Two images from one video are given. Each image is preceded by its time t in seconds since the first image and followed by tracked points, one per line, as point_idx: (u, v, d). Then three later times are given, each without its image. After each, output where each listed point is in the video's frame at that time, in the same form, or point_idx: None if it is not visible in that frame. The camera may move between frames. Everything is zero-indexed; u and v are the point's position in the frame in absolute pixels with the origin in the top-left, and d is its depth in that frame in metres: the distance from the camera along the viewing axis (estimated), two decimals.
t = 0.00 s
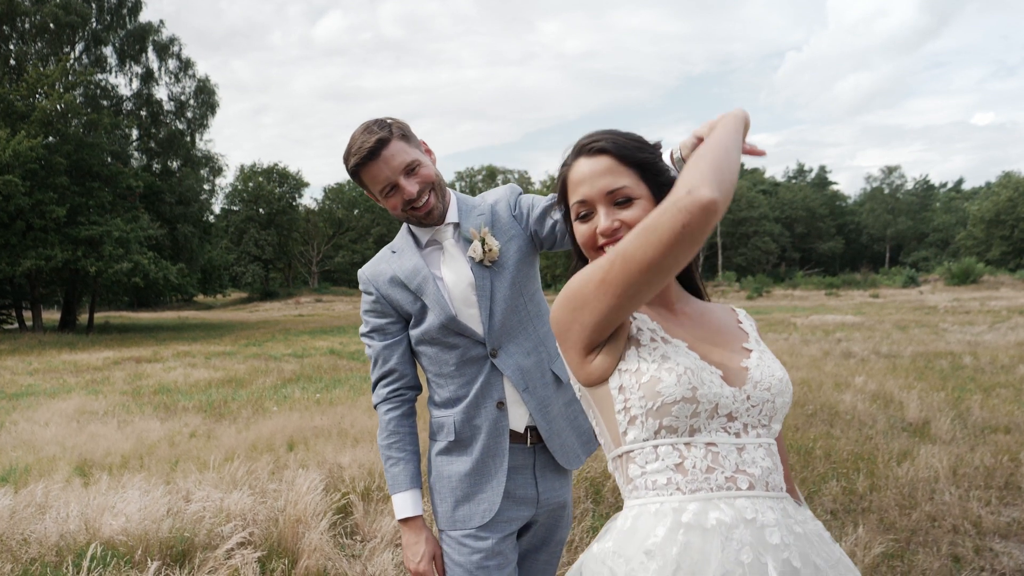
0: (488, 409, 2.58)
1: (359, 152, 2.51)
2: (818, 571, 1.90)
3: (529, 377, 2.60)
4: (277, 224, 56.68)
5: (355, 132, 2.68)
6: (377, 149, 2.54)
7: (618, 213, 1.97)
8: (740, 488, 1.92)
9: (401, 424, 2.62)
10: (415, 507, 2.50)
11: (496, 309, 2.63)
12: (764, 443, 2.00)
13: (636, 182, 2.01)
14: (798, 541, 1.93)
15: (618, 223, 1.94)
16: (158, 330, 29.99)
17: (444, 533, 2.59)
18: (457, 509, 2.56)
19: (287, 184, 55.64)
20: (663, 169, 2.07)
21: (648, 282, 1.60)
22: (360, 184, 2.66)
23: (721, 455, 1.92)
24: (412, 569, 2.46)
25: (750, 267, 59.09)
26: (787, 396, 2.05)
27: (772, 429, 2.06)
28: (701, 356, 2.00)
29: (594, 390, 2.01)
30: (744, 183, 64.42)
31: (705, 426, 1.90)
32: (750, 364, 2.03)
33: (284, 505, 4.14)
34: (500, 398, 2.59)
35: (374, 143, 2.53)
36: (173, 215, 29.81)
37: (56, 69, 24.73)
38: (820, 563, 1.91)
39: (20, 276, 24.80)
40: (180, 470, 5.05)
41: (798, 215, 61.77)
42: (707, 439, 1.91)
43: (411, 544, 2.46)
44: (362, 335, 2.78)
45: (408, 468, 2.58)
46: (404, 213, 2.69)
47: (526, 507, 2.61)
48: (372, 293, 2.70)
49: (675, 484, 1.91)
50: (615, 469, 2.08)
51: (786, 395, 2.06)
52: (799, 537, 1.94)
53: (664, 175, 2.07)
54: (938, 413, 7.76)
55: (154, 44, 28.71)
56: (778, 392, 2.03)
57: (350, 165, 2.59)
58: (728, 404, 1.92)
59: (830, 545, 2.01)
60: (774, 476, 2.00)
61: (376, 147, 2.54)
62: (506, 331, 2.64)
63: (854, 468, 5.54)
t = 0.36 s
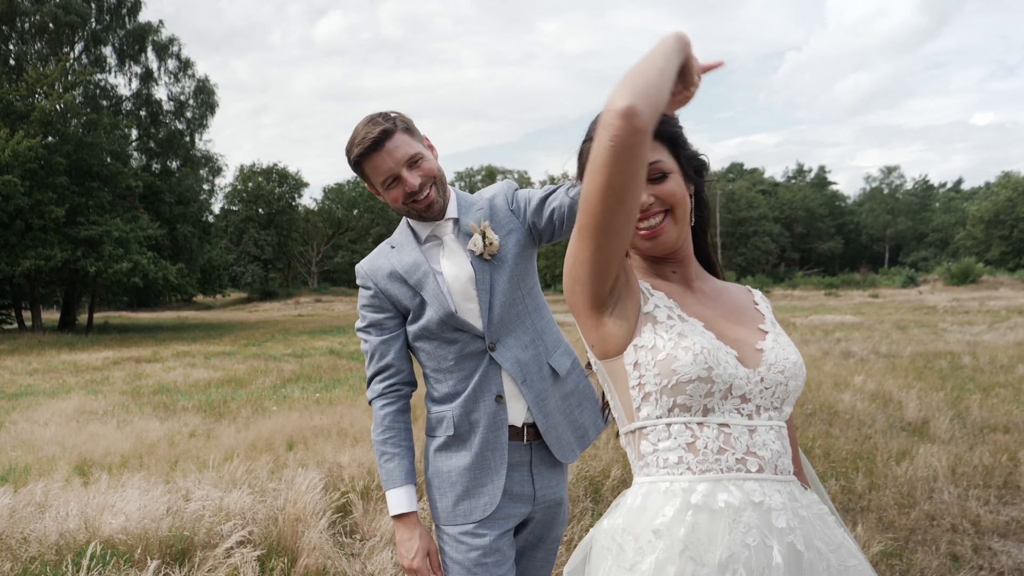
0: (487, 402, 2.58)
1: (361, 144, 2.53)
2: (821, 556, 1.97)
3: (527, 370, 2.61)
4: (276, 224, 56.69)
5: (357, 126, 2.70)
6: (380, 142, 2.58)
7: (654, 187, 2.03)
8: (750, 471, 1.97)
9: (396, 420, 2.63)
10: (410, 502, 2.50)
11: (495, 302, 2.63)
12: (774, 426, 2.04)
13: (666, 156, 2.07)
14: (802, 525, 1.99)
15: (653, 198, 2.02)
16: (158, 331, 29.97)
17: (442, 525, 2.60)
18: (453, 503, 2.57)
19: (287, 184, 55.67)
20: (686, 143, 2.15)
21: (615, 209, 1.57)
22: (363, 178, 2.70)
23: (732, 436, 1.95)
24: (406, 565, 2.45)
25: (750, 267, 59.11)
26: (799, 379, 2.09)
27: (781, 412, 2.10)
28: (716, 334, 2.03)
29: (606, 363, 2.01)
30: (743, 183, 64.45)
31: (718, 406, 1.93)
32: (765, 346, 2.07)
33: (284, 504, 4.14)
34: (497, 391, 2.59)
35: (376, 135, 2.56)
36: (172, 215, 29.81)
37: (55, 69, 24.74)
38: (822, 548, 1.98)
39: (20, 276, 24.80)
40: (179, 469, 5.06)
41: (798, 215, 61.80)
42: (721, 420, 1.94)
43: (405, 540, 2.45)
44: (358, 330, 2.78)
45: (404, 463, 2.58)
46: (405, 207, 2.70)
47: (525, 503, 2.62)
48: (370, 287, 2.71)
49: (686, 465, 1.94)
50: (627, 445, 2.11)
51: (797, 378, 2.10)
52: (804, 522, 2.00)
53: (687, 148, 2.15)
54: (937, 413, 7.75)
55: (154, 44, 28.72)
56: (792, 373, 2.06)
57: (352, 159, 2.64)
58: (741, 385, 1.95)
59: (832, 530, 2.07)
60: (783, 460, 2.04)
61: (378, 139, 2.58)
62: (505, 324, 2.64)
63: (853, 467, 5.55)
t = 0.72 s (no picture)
0: (484, 399, 2.60)
1: (372, 136, 2.54)
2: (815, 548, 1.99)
3: (524, 366, 2.63)
4: (276, 224, 56.79)
5: (366, 121, 2.72)
6: (385, 138, 2.59)
7: (684, 182, 2.02)
8: (745, 464, 1.98)
9: (395, 417, 2.64)
10: (409, 500, 2.51)
11: (492, 300, 2.65)
12: (775, 418, 2.03)
13: (700, 152, 2.06)
14: (799, 518, 2.01)
15: (682, 191, 2.00)
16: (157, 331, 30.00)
17: (440, 522, 2.62)
18: (448, 499, 2.60)
19: (287, 184, 55.74)
20: (715, 138, 2.15)
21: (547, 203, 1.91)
22: (368, 173, 2.71)
23: (730, 427, 1.98)
24: (405, 562, 2.46)
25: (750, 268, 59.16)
26: (806, 373, 2.07)
27: (789, 405, 2.08)
28: (716, 326, 2.07)
29: (614, 350, 2.11)
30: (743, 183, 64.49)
31: (716, 396, 1.96)
32: (773, 339, 2.07)
33: (284, 504, 4.16)
34: (494, 388, 2.61)
35: (385, 130, 2.57)
36: (172, 216, 29.83)
37: (55, 70, 24.76)
38: (814, 541, 1.99)
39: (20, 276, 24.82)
40: (179, 470, 5.07)
41: (797, 215, 61.85)
42: (719, 410, 1.97)
43: (403, 537, 2.47)
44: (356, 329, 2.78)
45: (403, 460, 2.59)
46: (409, 202, 2.71)
47: (518, 502, 2.63)
48: (370, 285, 2.72)
49: (682, 453, 1.99)
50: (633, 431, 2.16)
51: (807, 371, 2.08)
52: (800, 514, 2.01)
53: (715, 144, 2.15)
54: (935, 413, 7.79)
55: (154, 44, 28.74)
56: (798, 366, 2.05)
57: (358, 152, 2.66)
58: (741, 376, 1.97)
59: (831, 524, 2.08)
60: (781, 454, 2.03)
61: (386, 135, 2.59)
62: (501, 323, 2.67)
63: (850, 468, 5.58)
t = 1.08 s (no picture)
0: (475, 396, 2.63)
1: (380, 133, 2.60)
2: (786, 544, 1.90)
3: (514, 365, 2.67)
4: (275, 225, 56.87)
5: (372, 119, 2.76)
6: (388, 137, 2.63)
7: (705, 186, 1.98)
8: (709, 455, 1.98)
9: (391, 411, 2.64)
10: (404, 492, 2.52)
11: (484, 299, 2.70)
12: (751, 414, 1.98)
13: (725, 156, 2.02)
14: (770, 514, 1.93)
15: (702, 195, 1.96)
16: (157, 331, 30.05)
17: (434, 519, 2.63)
18: (439, 494, 2.62)
19: (287, 185, 55.80)
20: (742, 139, 2.10)
21: (501, 231, 1.97)
22: (371, 170, 2.76)
23: (697, 419, 1.99)
24: (399, 555, 2.49)
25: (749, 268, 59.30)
26: (791, 370, 1.97)
27: (774, 401, 1.99)
28: (699, 321, 2.06)
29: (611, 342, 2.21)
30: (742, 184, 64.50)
31: (685, 388, 1.99)
32: (755, 335, 2.01)
33: (282, 503, 4.19)
34: (485, 385, 2.64)
35: (392, 128, 2.62)
36: (171, 216, 29.88)
37: (54, 70, 24.79)
38: (786, 535, 1.91)
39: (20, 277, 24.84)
40: (179, 469, 5.11)
41: (797, 215, 61.93)
42: (688, 402, 1.99)
43: (399, 529, 2.50)
44: (352, 324, 2.80)
45: (399, 453, 2.59)
46: (410, 200, 2.76)
47: (508, 498, 2.67)
48: (367, 280, 2.73)
49: (653, 440, 2.05)
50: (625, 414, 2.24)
51: (793, 369, 1.97)
52: (771, 510, 1.94)
53: (743, 144, 2.10)
54: (932, 413, 7.82)
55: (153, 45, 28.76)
56: (777, 365, 1.95)
57: (363, 150, 2.70)
58: (713, 370, 1.95)
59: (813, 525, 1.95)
60: (754, 450, 1.98)
61: (392, 133, 2.64)
62: (493, 322, 2.71)
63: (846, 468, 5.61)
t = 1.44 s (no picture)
0: (463, 390, 2.69)
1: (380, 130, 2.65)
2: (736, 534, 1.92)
3: (502, 361, 2.72)
4: (275, 225, 56.90)
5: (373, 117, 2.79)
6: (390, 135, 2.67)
7: (706, 186, 1.93)
8: (662, 442, 2.02)
9: (383, 402, 2.69)
10: (395, 482, 2.58)
11: (474, 297, 2.75)
12: (706, 405, 1.97)
13: (730, 157, 1.96)
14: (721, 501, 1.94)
15: (701, 195, 1.91)
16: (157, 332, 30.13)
17: (425, 511, 2.68)
18: (427, 485, 2.68)
19: (286, 185, 55.81)
20: (748, 137, 2.03)
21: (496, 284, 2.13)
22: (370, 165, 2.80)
23: (654, 407, 2.03)
24: (391, 542, 2.54)
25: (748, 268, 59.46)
26: (747, 365, 1.92)
27: (732, 394, 1.97)
28: (666, 313, 2.06)
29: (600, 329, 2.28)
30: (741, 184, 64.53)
31: (644, 377, 2.04)
32: (715, 328, 1.98)
33: (281, 500, 4.24)
34: (473, 380, 2.70)
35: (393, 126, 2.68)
36: (171, 217, 29.94)
37: (54, 71, 24.84)
38: (737, 523, 1.92)
39: (20, 278, 24.88)
40: (179, 467, 5.15)
41: (795, 216, 62.07)
42: (646, 390, 2.05)
43: (389, 517, 2.55)
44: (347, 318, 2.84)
45: (392, 443, 2.64)
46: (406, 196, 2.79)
47: (497, 491, 2.72)
48: (363, 276, 2.78)
49: (617, 424, 2.14)
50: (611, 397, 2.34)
51: (751, 365, 1.92)
52: (721, 499, 1.95)
53: (747, 143, 2.03)
54: (927, 412, 7.88)
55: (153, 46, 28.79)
56: (728, 359, 1.93)
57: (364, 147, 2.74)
58: (670, 362, 1.98)
59: (770, 516, 1.93)
60: (709, 442, 1.98)
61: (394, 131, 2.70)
62: (483, 319, 2.76)
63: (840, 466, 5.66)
